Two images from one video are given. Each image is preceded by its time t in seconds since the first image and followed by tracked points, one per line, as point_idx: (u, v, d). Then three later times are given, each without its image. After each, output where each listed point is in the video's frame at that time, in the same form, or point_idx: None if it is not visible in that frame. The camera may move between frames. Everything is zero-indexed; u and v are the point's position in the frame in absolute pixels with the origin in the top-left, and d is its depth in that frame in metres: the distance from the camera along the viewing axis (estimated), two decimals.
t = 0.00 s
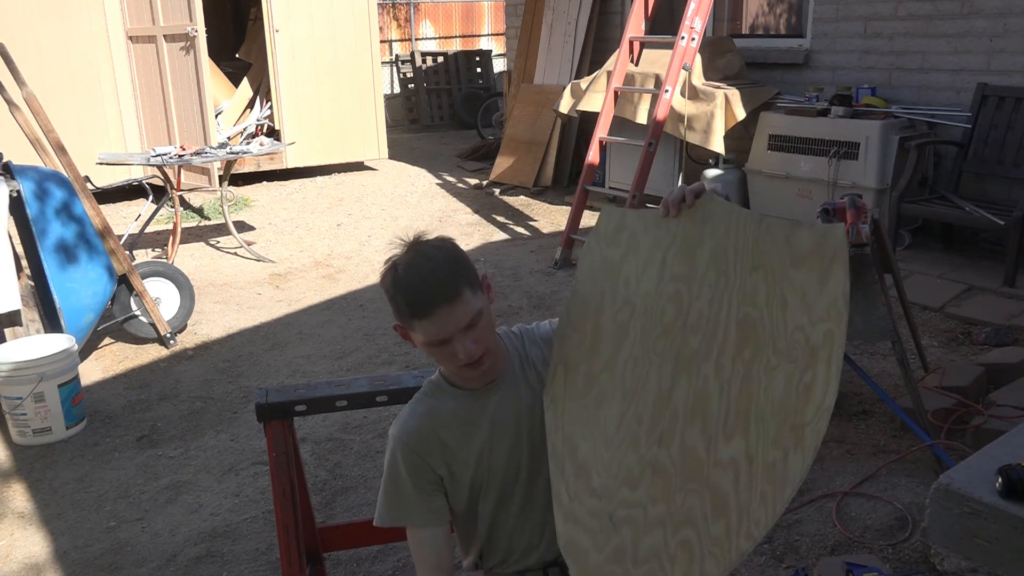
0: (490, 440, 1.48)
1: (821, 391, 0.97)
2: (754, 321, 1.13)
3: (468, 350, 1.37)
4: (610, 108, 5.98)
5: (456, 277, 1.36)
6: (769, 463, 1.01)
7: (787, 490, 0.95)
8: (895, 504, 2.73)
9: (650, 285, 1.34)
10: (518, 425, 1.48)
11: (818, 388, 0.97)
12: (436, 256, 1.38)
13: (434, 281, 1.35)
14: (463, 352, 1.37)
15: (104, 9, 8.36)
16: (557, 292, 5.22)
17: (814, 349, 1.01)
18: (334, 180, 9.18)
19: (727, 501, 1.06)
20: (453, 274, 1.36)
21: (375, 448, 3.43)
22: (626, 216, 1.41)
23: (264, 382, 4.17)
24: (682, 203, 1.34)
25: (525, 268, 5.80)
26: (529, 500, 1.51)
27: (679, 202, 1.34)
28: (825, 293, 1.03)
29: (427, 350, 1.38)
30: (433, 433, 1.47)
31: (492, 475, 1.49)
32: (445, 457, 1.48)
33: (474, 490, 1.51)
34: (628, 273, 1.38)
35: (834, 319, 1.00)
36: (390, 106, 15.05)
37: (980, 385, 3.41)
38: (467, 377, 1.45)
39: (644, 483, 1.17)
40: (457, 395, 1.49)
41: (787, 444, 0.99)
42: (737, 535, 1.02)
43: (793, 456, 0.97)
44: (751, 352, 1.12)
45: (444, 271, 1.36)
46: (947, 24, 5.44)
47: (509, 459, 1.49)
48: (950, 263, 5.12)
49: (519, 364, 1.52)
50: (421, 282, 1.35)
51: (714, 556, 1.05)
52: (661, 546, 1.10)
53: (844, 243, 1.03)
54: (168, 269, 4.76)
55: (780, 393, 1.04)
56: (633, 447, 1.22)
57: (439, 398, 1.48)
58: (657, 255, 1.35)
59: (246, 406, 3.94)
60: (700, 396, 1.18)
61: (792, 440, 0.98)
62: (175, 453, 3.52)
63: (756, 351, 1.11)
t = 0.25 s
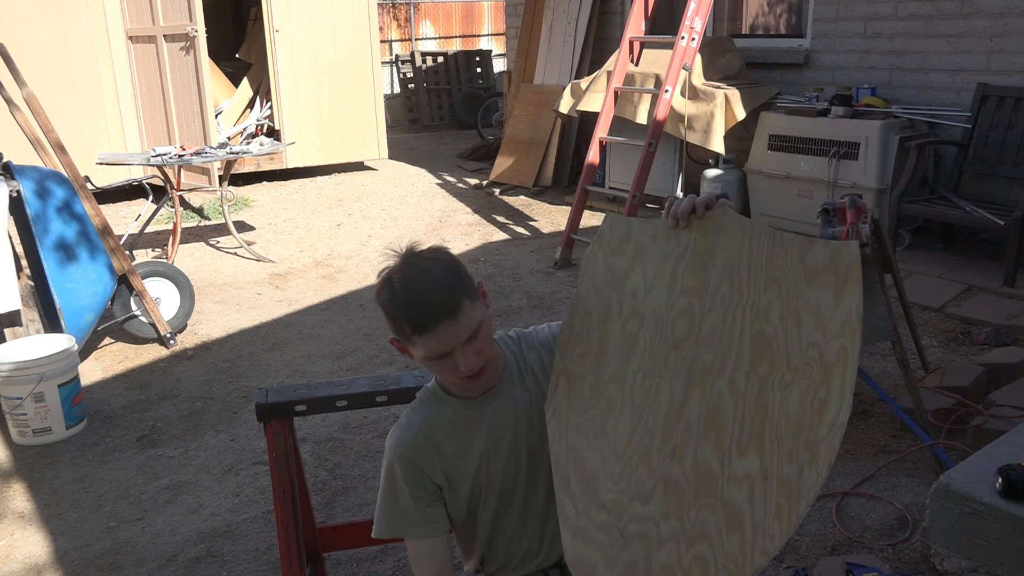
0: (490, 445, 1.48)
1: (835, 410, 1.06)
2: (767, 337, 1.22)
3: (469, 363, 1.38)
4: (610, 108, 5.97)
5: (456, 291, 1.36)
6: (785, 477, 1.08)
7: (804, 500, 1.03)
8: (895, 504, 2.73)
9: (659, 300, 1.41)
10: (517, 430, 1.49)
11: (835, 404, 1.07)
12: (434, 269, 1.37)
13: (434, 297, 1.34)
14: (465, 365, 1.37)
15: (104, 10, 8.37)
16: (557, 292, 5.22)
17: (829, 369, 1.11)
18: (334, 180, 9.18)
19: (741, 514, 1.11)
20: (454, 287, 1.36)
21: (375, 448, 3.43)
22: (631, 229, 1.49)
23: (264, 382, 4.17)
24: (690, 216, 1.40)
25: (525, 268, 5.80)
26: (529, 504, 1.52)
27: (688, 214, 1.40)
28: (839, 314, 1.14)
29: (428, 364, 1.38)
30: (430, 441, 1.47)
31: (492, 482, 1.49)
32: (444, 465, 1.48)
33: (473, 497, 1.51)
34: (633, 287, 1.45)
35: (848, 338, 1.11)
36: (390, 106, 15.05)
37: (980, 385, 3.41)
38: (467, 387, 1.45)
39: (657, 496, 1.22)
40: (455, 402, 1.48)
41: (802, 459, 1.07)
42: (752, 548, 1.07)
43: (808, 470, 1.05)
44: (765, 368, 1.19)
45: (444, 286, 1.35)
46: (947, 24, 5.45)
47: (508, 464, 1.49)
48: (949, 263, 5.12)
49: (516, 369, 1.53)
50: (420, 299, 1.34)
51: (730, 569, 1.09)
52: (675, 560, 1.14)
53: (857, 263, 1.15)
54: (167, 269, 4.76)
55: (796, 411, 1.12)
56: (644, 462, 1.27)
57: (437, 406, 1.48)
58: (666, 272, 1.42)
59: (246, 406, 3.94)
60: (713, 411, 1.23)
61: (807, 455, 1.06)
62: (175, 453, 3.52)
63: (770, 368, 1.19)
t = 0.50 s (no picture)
0: (488, 449, 1.48)
1: (832, 412, 0.96)
2: (763, 340, 1.14)
3: (468, 371, 1.38)
4: (610, 108, 5.97)
5: (455, 300, 1.35)
6: (781, 482, 1.00)
7: (797, 508, 0.95)
8: (895, 504, 2.73)
9: (659, 306, 1.39)
10: (516, 433, 1.49)
11: (830, 408, 0.97)
12: (432, 277, 1.37)
13: (433, 306, 1.33)
14: (463, 373, 1.38)
15: (104, 9, 8.36)
16: (557, 292, 5.22)
17: (824, 372, 1.00)
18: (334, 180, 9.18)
19: (738, 518, 1.05)
20: (454, 296, 1.35)
21: (375, 448, 3.43)
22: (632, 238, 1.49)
23: (264, 382, 4.17)
24: (688, 224, 1.38)
25: (526, 268, 5.80)
26: (527, 506, 1.52)
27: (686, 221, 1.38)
28: (835, 316, 1.03)
29: (426, 372, 1.38)
30: (428, 445, 1.47)
31: (491, 485, 1.50)
32: (442, 468, 1.48)
33: (472, 500, 1.51)
34: (634, 293, 1.45)
35: (844, 342, 1.00)
36: (389, 106, 15.05)
37: (980, 385, 3.41)
38: (464, 393, 1.46)
39: (654, 499, 1.21)
40: (453, 404, 1.48)
41: (798, 462, 0.98)
42: (747, 553, 1.01)
43: (803, 474, 0.96)
44: (762, 371, 1.12)
45: (442, 294, 1.35)
46: (947, 24, 5.45)
47: (507, 467, 1.49)
48: (950, 263, 5.11)
49: (515, 371, 1.54)
50: (419, 308, 1.33)
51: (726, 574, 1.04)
52: (671, 562, 1.12)
53: (856, 267, 1.02)
54: (168, 269, 4.76)
55: (794, 412, 1.02)
56: (642, 465, 1.27)
57: (434, 408, 1.48)
58: (666, 277, 1.40)
59: (246, 406, 3.94)
60: (710, 414, 1.19)
61: (802, 459, 0.97)
62: (175, 453, 3.52)
63: (767, 370, 1.11)
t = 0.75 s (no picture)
0: (487, 451, 1.48)
1: (839, 429, 0.93)
2: (778, 355, 1.08)
3: (470, 370, 1.37)
4: (610, 108, 5.96)
5: (459, 299, 1.35)
6: (782, 496, 0.97)
7: (796, 525, 0.92)
8: (895, 504, 2.73)
9: (682, 321, 1.33)
10: (515, 435, 1.49)
11: (839, 424, 0.93)
12: (438, 274, 1.36)
13: (438, 303, 1.33)
14: (465, 372, 1.37)
15: (104, 9, 8.36)
16: (557, 292, 5.22)
17: (834, 389, 0.97)
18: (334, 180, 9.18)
19: (736, 531, 1.03)
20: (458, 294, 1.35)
21: (375, 448, 3.43)
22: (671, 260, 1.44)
23: (264, 382, 4.17)
24: (719, 246, 1.32)
25: (526, 268, 5.80)
26: (525, 507, 1.52)
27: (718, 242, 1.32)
28: (851, 331, 0.99)
29: (428, 370, 1.37)
30: (427, 445, 1.46)
31: (490, 486, 1.50)
32: (442, 470, 1.48)
33: (471, 501, 1.51)
34: (665, 312, 1.38)
35: (859, 357, 0.96)
36: (389, 106, 15.05)
37: (980, 385, 3.41)
38: (465, 392, 1.44)
39: (658, 510, 1.19)
40: (452, 405, 1.47)
41: (800, 478, 0.95)
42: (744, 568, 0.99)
43: (806, 490, 0.93)
44: (773, 384, 1.07)
45: (448, 293, 1.34)
46: (947, 24, 5.45)
47: (505, 469, 1.49)
48: (950, 263, 5.11)
49: (515, 372, 1.52)
50: (424, 305, 1.33)
51: None
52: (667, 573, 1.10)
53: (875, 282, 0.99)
54: (168, 269, 4.76)
55: (800, 428, 0.99)
56: (652, 476, 1.24)
57: (433, 409, 1.47)
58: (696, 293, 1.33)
59: (246, 406, 3.94)
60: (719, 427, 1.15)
61: (806, 475, 0.94)
62: (175, 453, 3.52)
63: (777, 384, 1.06)
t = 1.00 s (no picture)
0: (483, 455, 1.48)
1: (855, 497, 0.98)
2: (801, 416, 1.10)
3: (468, 368, 1.37)
4: (610, 108, 5.95)
5: (460, 296, 1.35)
6: (790, 555, 1.01)
7: None
8: (895, 504, 2.73)
9: (706, 362, 1.30)
10: (512, 440, 1.49)
11: (853, 494, 0.99)
12: (441, 272, 1.37)
13: (439, 300, 1.33)
14: (463, 370, 1.37)
15: (104, 10, 8.36)
16: (557, 292, 5.22)
17: (853, 459, 1.02)
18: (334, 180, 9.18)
19: None
20: (458, 292, 1.35)
21: (375, 448, 3.43)
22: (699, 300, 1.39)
23: (264, 382, 4.17)
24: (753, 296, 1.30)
25: (526, 268, 5.80)
26: (518, 512, 1.52)
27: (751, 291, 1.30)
28: (874, 409, 1.04)
29: (427, 366, 1.37)
30: (424, 444, 1.47)
31: (484, 488, 1.50)
32: (437, 469, 1.48)
33: (464, 502, 1.51)
34: (686, 352, 1.34)
35: (881, 434, 1.01)
36: (390, 106, 15.06)
37: (980, 385, 3.41)
38: (464, 389, 1.44)
39: (658, 549, 1.17)
40: (452, 405, 1.48)
41: (809, 542, 1.00)
42: None
43: (812, 556, 0.98)
44: (793, 444, 1.09)
45: (449, 290, 1.34)
46: (947, 24, 5.45)
47: (500, 472, 1.49)
48: (950, 263, 5.11)
49: (518, 375, 1.51)
50: (425, 301, 1.33)
51: None
52: None
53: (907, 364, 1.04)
54: (168, 269, 4.76)
55: (815, 492, 1.02)
56: (657, 512, 1.21)
57: (433, 408, 1.48)
58: (720, 338, 1.30)
59: (246, 406, 3.94)
60: (733, 475, 1.14)
61: (814, 539, 0.99)
62: (175, 453, 3.52)
63: (796, 444, 1.08)
